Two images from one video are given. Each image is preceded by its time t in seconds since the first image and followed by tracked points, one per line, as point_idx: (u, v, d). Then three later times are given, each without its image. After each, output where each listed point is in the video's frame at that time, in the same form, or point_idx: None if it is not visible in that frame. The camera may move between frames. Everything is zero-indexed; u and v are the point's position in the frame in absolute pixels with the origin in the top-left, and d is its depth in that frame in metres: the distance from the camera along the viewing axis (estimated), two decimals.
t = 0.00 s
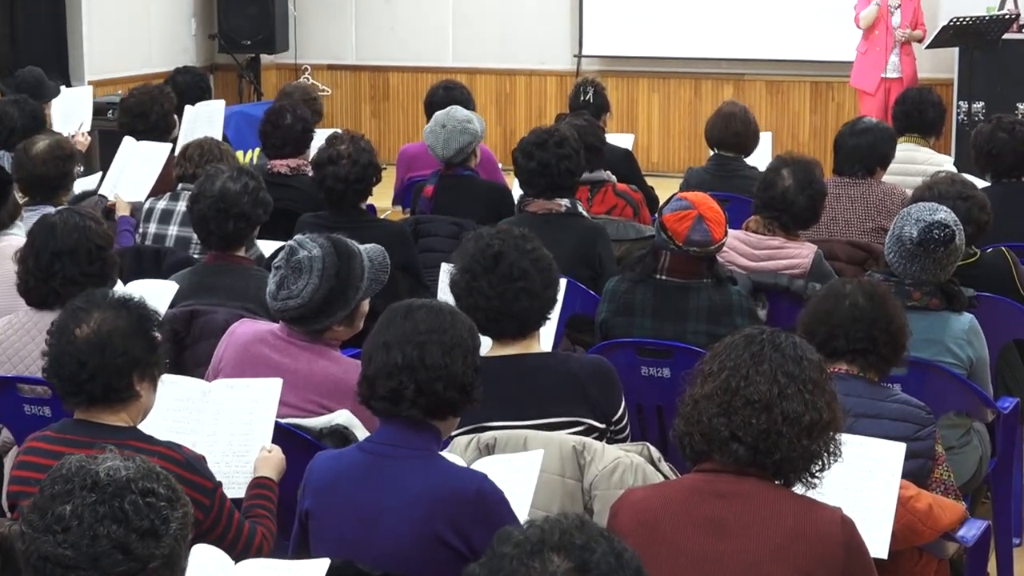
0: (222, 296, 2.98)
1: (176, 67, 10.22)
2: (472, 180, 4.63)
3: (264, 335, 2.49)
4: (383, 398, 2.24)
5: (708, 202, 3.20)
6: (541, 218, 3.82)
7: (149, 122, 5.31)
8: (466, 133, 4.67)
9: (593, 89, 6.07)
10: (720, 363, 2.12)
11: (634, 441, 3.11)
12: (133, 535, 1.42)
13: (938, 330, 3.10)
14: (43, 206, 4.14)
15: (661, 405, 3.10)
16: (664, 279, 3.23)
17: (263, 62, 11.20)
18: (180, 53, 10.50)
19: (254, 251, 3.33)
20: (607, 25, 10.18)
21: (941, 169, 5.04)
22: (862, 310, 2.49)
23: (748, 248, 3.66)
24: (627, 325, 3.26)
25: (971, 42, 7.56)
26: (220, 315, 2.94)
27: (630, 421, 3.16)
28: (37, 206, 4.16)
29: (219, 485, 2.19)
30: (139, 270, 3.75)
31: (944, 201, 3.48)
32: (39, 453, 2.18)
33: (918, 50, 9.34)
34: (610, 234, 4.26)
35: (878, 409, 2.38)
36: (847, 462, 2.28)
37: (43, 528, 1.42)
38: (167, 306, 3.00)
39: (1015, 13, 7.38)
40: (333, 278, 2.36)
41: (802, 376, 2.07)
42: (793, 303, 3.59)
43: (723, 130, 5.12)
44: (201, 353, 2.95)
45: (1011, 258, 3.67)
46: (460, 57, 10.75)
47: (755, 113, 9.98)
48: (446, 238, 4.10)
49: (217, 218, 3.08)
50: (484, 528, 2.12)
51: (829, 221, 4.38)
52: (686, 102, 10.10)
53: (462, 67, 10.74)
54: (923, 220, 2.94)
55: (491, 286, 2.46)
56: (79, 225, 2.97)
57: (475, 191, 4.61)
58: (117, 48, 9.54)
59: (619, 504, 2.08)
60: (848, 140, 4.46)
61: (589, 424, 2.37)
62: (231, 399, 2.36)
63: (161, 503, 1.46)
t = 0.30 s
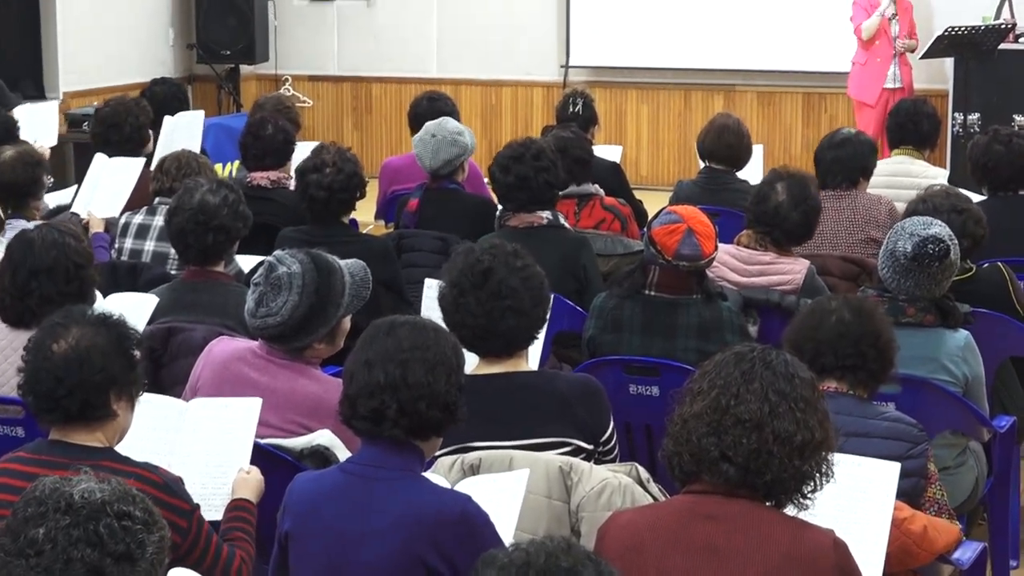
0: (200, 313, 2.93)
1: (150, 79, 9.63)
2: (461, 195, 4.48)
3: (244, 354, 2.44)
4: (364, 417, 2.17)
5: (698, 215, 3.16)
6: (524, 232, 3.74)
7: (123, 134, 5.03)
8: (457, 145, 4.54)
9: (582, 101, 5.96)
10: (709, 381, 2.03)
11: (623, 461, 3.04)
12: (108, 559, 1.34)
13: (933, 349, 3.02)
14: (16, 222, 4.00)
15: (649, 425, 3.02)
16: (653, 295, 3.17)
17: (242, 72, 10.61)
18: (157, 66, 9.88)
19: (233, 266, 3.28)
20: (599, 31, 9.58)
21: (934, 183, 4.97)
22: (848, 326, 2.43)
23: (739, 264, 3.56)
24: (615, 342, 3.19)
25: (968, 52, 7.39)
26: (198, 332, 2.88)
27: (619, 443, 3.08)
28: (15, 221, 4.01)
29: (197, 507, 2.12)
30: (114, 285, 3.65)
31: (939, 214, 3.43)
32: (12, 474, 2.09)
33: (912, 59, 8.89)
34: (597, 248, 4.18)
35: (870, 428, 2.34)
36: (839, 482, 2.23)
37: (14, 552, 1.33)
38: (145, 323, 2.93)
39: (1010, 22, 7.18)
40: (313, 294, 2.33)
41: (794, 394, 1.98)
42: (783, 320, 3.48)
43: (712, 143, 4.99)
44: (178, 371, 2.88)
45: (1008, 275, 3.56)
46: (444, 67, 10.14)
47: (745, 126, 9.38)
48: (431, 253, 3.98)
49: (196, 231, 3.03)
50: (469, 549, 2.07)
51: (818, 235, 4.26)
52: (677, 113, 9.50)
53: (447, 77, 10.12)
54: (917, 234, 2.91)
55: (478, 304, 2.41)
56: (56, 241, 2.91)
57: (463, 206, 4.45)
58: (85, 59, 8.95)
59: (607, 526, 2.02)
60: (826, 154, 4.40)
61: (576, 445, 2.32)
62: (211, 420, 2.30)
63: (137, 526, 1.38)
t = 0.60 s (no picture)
0: (174, 332, 2.87)
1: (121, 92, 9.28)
2: (444, 212, 4.37)
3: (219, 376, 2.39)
4: (342, 439, 2.10)
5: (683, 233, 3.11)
6: (507, 250, 3.67)
7: (104, 145, 4.85)
8: (442, 161, 4.45)
9: (566, 115, 5.86)
10: (694, 404, 1.95)
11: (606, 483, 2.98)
12: None
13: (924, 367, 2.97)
14: None
15: (634, 447, 2.98)
16: (637, 314, 3.12)
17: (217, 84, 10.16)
18: (129, 78, 9.58)
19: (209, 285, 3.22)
20: (578, 45, 9.33)
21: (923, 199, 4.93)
22: (834, 344, 2.39)
23: (726, 282, 3.50)
24: (599, 362, 3.14)
25: (959, 65, 7.31)
26: (172, 353, 2.81)
27: (603, 465, 3.02)
28: None
29: (171, 532, 2.07)
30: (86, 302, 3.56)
31: (929, 230, 3.39)
32: None
33: (902, 73, 8.64)
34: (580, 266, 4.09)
35: (859, 449, 2.29)
36: (828, 504, 2.17)
37: None
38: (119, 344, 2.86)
39: (1002, 35, 7.14)
40: (291, 312, 2.29)
41: (780, 416, 1.91)
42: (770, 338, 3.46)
43: (697, 157, 4.94)
44: (151, 392, 2.82)
45: (1000, 292, 3.51)
46: (424, 79, 9.83)
47: (732, 139, 9.15)
48: (410, 270, 3.91)
49: (168, 250, 2.98)
50: None
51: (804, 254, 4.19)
52: (661, 127, 9.24)
53: (427, 90, 9.82)
54: (908, 251, 2.89)
55: (458, 321, 2.36)
56: (29, 261, 2.81)
57: (446, 224, 4.35)
58: (53, 71, 8.62)
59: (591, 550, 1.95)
60: (805, 170, 4.37)
61: (559, 467, 2.27)
62: (187, 446, 2.25)
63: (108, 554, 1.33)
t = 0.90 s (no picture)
0: (149, 352, 2.81)
1: (97, 105, 9.04)
2: (426, 226, 4.31)
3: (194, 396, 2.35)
4: (320, 461, 2.03)
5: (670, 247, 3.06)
6: (496, 268, 3.62)
7: (92, 162, 4.72)
8: (426, 176, 4.43)
9: (551, 128, 5.78)
10: (681, 425, 1.87)
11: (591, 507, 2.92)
12: None
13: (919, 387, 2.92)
14: None
15: (622, 468, 2.91)
16: (624, 332, 3.06)
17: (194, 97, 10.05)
18: (106, 90, 9.34)
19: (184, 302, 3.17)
20: (565, 55, 9.14)
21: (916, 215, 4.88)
22: (830, 364, 2.35)
23: (714, 299, 3.44)
24: (585, 381, 3.08)
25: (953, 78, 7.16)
26: (146, 373, 2.75)
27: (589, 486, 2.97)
28: None
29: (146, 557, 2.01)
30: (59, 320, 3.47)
31: (921, 245, 3.35)
32: None
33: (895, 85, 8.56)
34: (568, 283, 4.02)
35: (852, 473, 2.23)
36: (820, 527, 2.11)
37: None
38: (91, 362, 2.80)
39: (997, 47, 7.01)
40: (269, 330, 2.24)
41: (770, 436, 1.83)
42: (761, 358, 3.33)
43: (685, 171, 4.91)
44: (124, 414, 2.73)
45: (994, 310, 3.46)
46: (406, 93, 9.66)
47: (721, 153, 9.04)
48: (390, 287, 3.85)
49: (142, 270, 2.93)
50: None
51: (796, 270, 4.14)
52: (650, 139, 9.11)
53: (410, 104, 9.65)
54: (900, 268, 2.84)
55: (437, 341, 2.31)
56: None
57: (428, 238, 4.28)
58: (29, 83, 8.37)
59: None
60: (797, 184, 4.33)
61: (545, 489, 2.22)
62: (164, 468, 2.20)
63: None
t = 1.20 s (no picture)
0: (125, 378, 2.76)
1: (71, 124, 8.83)
2: (407, 249, 4.27)
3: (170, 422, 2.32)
4: (301, 489, 1.95)
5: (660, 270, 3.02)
6: (486, 292, 3.58)
7: (72, 183, 4.65)
8: (404, 196, 4.34)
9: (537, 147, 5.72)
10: (670, 451, 1.79)
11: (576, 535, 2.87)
12: None
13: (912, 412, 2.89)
14: None
15: (610, 496, 2.86)
16: (613, 356, 3.01)
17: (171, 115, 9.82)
18: (79, 109, 9.13)
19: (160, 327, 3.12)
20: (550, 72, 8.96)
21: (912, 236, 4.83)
22: (826, 389, 2.30)
23: (704, 322, 3.39)
24: (573, 407, 3.03)
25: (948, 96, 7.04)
26: (122, 399, 2.69)
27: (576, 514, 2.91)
28: None
29: None
30: (31, 346, 3.39)
31: (917, 267, 3.30)
32: None
33: (890, 103, 8.45)
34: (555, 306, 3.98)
35: (847, 502, 2.18)
36: (812, 556, 2.05)
37: None
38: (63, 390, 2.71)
39: (992, 65, 6.95)
40: (248, 355, 2.21)
41: (761, 463, 1.76)
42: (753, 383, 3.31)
43: (673, 192, 4.85)
44: (100, 440, 2.69)
45: (992, 335, 3.42)
46: (389, 110, 9.41)
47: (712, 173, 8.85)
48: (372, 310, 3.79)
49: (119, 292, 2.90)
50: None
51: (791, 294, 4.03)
52: (639, 159, 8.91)
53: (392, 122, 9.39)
54: (894, 290, 2.79)
55: (417, 367, 2.28)
56: None
57: (411, 261, 4.23)
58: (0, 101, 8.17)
59: None
60: (799, 205, 4.21)
61: (530, 517, 2.18)
62: (138, 495, 2.14)
63: None
